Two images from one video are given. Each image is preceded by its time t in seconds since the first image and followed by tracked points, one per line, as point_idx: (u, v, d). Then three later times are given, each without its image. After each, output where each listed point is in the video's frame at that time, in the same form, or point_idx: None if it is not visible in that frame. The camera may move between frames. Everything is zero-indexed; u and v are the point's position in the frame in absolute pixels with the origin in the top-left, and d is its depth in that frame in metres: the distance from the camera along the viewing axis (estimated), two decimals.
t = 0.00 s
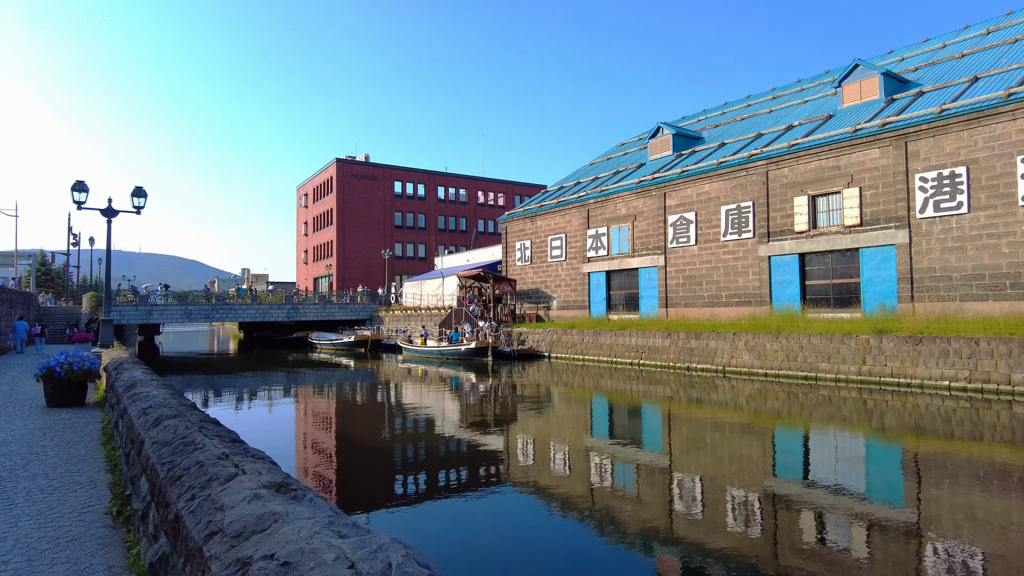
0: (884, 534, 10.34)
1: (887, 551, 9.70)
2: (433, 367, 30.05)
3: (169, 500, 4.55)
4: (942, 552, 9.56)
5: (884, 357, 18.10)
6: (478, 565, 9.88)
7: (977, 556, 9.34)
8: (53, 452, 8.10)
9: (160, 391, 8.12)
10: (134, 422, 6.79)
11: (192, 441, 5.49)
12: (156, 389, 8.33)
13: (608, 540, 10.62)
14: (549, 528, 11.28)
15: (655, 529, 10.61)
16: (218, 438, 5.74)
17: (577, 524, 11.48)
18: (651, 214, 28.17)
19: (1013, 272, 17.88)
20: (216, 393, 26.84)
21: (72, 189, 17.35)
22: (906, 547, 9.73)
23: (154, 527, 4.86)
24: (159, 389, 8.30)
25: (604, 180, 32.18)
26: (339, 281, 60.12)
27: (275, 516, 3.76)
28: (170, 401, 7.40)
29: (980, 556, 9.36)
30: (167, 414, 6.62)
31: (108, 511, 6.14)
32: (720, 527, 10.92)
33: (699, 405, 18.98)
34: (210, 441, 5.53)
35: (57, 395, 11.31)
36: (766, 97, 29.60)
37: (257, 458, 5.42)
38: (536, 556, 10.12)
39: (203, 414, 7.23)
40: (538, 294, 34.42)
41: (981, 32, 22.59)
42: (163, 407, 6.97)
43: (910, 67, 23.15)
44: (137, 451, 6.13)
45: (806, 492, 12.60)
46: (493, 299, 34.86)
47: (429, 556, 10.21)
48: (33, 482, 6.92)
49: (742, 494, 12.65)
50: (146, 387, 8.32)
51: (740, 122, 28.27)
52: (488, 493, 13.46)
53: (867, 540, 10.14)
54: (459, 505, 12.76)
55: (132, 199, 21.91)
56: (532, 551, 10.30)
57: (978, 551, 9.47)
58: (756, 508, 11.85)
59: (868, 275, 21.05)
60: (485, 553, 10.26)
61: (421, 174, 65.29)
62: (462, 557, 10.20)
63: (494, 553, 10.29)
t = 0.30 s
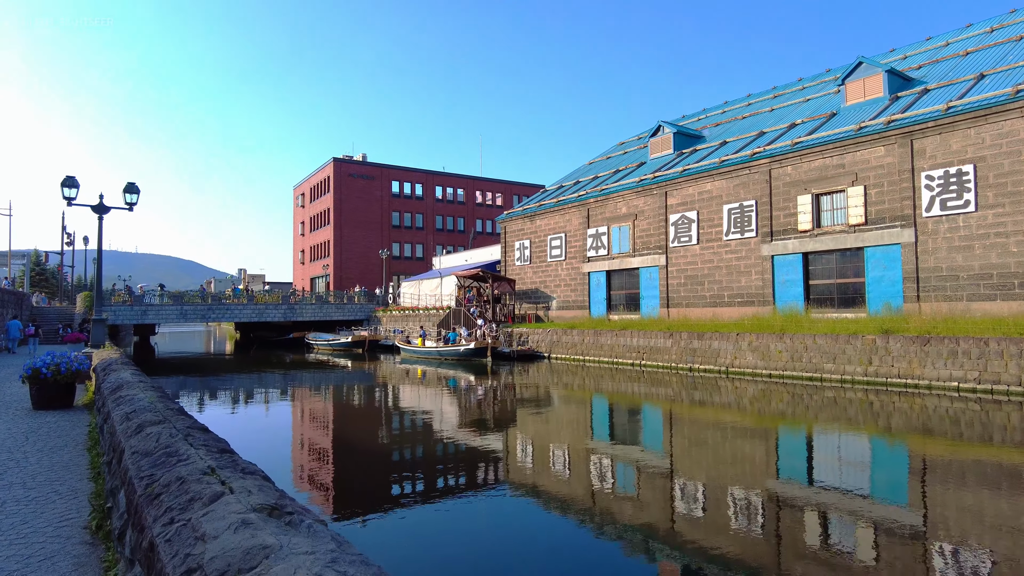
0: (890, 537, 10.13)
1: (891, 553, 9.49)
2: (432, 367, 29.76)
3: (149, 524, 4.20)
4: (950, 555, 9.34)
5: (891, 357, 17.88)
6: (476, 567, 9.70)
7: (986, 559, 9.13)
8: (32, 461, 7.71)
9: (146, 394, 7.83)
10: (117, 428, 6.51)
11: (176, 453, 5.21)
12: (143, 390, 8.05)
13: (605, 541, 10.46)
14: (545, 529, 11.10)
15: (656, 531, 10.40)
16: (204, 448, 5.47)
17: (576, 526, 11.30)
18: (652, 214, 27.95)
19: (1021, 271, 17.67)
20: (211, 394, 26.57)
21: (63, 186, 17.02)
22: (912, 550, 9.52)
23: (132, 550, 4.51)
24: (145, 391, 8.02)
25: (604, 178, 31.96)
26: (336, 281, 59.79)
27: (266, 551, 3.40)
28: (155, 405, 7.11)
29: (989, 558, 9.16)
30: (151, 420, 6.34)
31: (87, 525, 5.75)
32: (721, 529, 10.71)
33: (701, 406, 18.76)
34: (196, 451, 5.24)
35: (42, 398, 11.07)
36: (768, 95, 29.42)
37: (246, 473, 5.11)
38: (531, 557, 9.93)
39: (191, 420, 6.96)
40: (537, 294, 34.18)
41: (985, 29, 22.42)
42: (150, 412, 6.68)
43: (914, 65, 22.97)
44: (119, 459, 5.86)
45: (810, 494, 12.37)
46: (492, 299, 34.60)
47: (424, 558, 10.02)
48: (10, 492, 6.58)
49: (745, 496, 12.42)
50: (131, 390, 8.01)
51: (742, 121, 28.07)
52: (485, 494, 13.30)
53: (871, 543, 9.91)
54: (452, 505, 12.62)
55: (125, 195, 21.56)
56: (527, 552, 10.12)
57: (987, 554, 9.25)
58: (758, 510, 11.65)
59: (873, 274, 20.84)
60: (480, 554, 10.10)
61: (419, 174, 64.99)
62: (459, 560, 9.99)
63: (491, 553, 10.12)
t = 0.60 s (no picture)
0: (901, 539, 9.90)
1: (903, 556, 9.26)
2: (435, 367, 29.50)
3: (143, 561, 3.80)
4: (963, 557, 9.11)
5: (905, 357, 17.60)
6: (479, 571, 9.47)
7: (1000, 562, 8.91)
8: (25, 470, 7.33)
9: (141, 400, 7.54)
10: (109, 440, 6.24)
11: (173, 471, 4.97)
12: (138, 395, 7.77)
13: (609, 543, 10.26)
14: (549, 532, 10.86)
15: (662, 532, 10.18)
16: (202, 464, 5.22)
17: (580, 527, 11.08)
18: (658, 211, 27.68)
19: None
20: (212, 393, 26.29)
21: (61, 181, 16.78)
22: (924, 551, 9.30)
23: None
24: (141, 396, 7.74)
25: (609, 176, 31.69)
26: (337, 280, 59.54)
27: None
28: (151, 412, 6.80)
29: (1005, 561, 8.94)
30: (145, 430, 6.09)
31: (77, 543, 5.32)
32: (729, 531, 10.49)
33: (708, 407, 18.50)
34: (195, 470, 4.96)
35: (38, 399, 10.84)
36: (774, 92, 29.16)
37: (253, 498, 4.77)
38: (534, 561, 9.71)
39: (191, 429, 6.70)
40: (541, 292, 33.92)
41: (996, 25, 22.16)
42: (147, 420, 6.38)
43: (924, 61, 22.73)
44: (111, 473, 5.62)
45: (819, 495, 12.13)
46: (496, 297, 34.35)
47: (425, 559, 9.82)
48: None
49: (753, 497, 12.19)
50: (126, 394, 7.72)
51: (748, 117, 27.82)
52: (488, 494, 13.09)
53: (883, 546, 9.66)
54: (454, 506, 12.40)
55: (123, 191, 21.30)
56: (531, 557, 9.88)
57: (1002, 557, 9.02)
58: (767, 512, 11.42)
59: (884, 273, 20.57)
60: (482, 557, 9.89)
61: (421, 172, 64.69)
62: (461, 564, 9.76)
63: (494, 557, 9.90)
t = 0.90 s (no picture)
0: (914, 545, 9.66)
1: (917, 564, 9.01)
2: (439, 368, 29.27)
3: None
4: (978, 565, 8.87)
5: (920, 360, 17.33)
6: (481, 575, 9.27)
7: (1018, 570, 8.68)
8: (21, 481, 6.99)
9: (150, 412, 6.97)
10: (112, 461, 5.62)
11: (183, 503, 4.14)
12: (146, 407, 7.25)
13: (613, 546, 10.10)
14: (556, 536, 10.63)
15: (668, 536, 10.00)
16: (215, 493, 4.35)
17: (585, 530, 10.90)
18: (666, 211, 27.43)
19: None
20: (214, 394, 26.06)
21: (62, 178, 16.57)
22: (937, 559, 9.08)
23: None
24: (149, 409, 7.17)
25: (615, 175, 31.45)
26: (339, 280, 59.35)
27: None
28: (158, 428, 6.22)
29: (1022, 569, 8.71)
30: (151, 448, 5.40)
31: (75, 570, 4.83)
32: (737, 535, 10.29)
33: (717, 409, 18.27)
34: (210, 502, 4.09)
35: (37, 404, 10.63)
36: (782, 92, 28.95)
37: (283, 546, 3.76)
38: (539, 566, 9.48)
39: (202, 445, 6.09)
40: (546, 293, 33.69)
41: (1009, 23, 21.95)
42: (151, 438, 5.80)
43: (936, 60, 22.52)
44: (113, 500, 4.94)
45: (829, 500, 11.90)
46: (500, 298, 34.14)
47: (426, 561, 9.65)
48: None
49: (762, 501, 11.96)
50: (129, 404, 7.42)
51: (756, 117, 27.60)
52: (490, 495, 12.92)
53: (896, 553, 9.41)
54: (458, 508, 12.20)
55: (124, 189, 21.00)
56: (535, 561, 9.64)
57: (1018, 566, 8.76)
58: (776, 516, 11.20)
59: (897, 274, 20.31)
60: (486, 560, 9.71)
61: (423, 171, 64.46)
62: (459, 564, 9.63)
63: (498, 560, 9.70)
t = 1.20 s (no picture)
0: (926, 551, 9.46)
1: (929, 570, 8.83)
2: (443, 370, 29.05)
3: None
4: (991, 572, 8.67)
5: (934, 363, 17.10)
6: None
7: None
8: (19, 493, 6.70)
9: (156, 424, 6.63)
10: (115, 481, 5.28)
11: (198, 540, 3.73)
12: (151, 418, 6.92)
13: (618, 549, 9.96)
14: (561, 539, 10.44)
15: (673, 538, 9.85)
16: (235, 527, 3.93)
17: (589, 533, 10.72)
18: (672, 212, 27.22)
19: None
20: (215, 395, 25.85)
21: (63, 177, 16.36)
22: (949, 565, 8.89)
23: None
24: (155, 420, 6.83)
25: (620, 176, 31.26)
26: (341, 280, 59.15)
27: None
28: (165, 443, 5.89)
29: None
30: (158, 469, 5.06)
31: None
32: (744, 538, 10.12)
33: (724, 412, 18.06)
34: (228, 540, 3.66)
35: (34, 409, 10.41)
36: (788, 92, 28.77)
37: None
38: (543, 570, 9.32)
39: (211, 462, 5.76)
40: (550, 294, 33.48)
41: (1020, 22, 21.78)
42: (155, 455, 5.45)
43: (945, 58, 22.36)
44: (118, 526, 4.62)
45: (838, 503, 11.72)
46: (504, 299, 33.92)
47: (427, 563, 9.50)
48: None
49: (770, 504, 11.78)
50: (132, 413, 7.09)
51: (763, 116, 27.42)
52: (491, 497, 12.79)
53: (907, 559, 9.23)
54: (461, 510, 12.02)
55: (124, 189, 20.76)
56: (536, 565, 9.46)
57: None
58: (784, 519, 11.01)
59: (908, 276, 20.11)
60: (490, 562, 9.55)
61: (425, 172, 64.29)
62: (459, 565, 9.51)
63: (500, 563, 9.55)
